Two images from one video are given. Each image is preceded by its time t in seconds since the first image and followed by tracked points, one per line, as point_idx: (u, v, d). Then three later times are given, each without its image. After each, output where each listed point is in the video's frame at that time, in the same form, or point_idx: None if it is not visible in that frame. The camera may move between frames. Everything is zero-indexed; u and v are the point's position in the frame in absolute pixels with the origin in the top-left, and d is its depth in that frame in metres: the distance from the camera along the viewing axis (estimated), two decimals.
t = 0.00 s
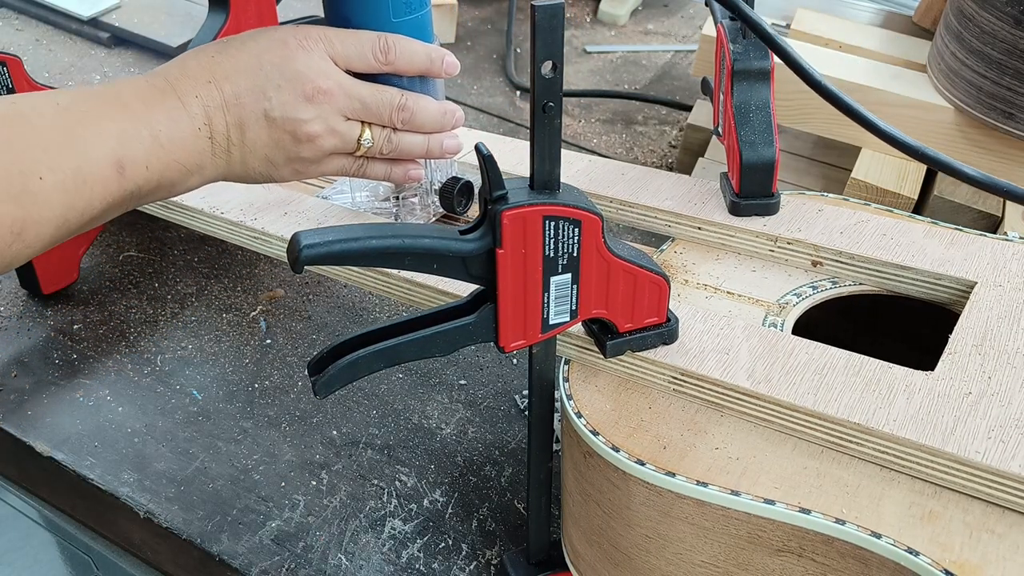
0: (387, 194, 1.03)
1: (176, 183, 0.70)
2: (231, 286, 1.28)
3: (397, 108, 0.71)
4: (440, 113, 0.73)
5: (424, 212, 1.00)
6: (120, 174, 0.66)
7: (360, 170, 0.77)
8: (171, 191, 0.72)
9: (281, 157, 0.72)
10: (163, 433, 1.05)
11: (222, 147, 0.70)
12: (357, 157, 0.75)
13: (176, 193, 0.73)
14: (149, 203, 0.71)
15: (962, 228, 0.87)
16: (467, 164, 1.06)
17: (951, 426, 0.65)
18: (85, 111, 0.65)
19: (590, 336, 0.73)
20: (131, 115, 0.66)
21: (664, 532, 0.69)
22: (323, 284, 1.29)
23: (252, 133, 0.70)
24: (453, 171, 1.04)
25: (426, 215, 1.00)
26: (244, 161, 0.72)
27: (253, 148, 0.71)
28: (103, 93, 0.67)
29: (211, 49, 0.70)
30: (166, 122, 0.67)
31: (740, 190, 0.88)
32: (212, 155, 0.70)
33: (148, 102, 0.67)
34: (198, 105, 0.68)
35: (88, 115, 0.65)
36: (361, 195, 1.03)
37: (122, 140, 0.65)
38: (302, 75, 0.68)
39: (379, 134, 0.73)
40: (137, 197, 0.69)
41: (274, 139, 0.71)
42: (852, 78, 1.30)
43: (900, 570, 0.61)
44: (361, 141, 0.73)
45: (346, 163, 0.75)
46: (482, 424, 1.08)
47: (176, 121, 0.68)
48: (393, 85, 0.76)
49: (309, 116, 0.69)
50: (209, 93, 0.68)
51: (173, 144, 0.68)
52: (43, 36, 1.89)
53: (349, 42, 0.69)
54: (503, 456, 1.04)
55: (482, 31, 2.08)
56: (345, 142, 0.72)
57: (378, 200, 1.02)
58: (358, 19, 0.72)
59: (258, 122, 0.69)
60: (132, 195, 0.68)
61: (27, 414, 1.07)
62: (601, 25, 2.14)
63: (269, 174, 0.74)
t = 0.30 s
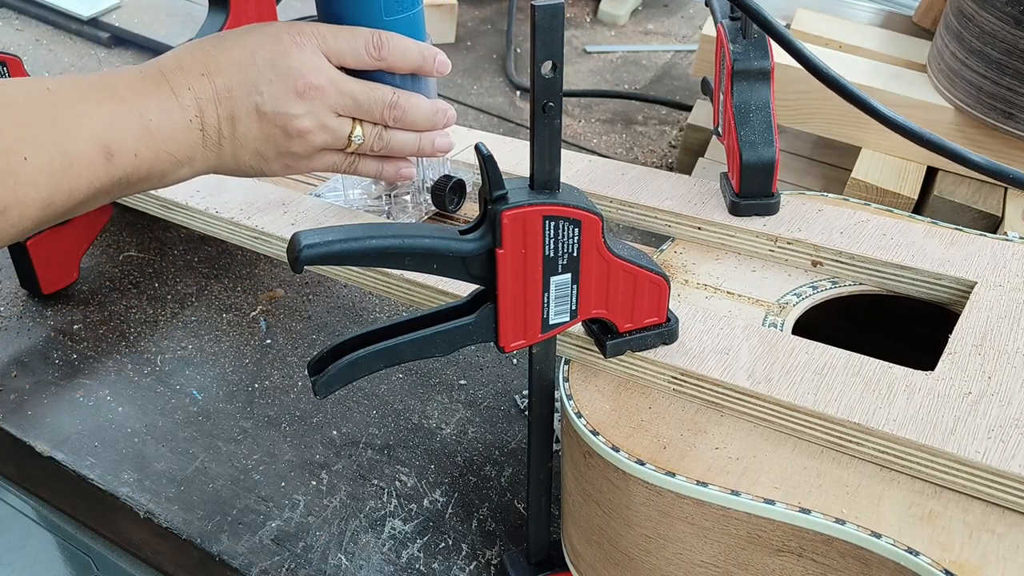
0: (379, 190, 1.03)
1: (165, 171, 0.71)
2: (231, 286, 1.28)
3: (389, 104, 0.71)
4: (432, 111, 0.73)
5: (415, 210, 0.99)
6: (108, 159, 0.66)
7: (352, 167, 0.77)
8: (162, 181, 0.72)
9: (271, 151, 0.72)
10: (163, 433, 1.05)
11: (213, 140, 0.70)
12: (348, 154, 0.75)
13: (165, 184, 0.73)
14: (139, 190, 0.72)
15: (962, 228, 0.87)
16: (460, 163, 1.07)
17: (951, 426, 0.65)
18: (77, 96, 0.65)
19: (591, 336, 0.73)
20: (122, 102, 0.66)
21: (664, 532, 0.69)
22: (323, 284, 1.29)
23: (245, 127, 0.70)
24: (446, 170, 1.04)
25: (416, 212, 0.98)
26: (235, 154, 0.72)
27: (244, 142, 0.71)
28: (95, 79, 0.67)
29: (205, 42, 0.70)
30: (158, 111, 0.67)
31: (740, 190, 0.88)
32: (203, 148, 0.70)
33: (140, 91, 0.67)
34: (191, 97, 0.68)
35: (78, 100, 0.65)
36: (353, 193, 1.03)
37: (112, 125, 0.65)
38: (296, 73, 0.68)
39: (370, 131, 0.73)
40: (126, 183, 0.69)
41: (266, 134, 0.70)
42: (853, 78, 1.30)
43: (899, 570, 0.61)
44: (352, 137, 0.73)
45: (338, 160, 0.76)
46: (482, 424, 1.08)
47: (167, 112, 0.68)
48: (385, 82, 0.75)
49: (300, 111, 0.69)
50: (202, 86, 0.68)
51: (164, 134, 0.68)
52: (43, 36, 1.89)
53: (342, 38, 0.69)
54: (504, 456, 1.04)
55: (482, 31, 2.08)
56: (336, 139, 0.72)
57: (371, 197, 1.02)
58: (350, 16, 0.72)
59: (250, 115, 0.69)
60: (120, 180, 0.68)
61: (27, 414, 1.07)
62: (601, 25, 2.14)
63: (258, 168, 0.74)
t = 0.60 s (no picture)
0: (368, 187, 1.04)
1: (156, 164, 0.71)
2: (231, 286, 1.28)
3: (378, 101, 0.72)
4: (420, 108, 0.75)
5: (404, 207, 1.01)
6: (99, 151, 0.66)
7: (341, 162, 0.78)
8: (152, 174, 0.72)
9: (261, 148, 0.73)
10: (163, 434, 1.05)
11: (203, 134, 0.70)
12: (336, 150, 0.76)
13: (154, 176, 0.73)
14: (130, 183, 0.71)
15: (962, 228, 0.87)
16: (449, 160, 1.08)
17: (951, 426, 0.65)
18: (69, 88, 0.65)
19: (591, 337, 0.73)
20: (112, 95, 0.66)
21: (663, 532, 0.69)
22: (323, 284, 1.29)
23: (235, 121, 0.70)
24: (433, 167, 1.06)
25: (406, 210, 1.00)
26: (224, 147, 0.72)
27: (233, 137, 0.71)
28: (85, 72, 0.67)
29: (195, 37, 0.70)
30: (147, 105, 0.67)
31: (740, 190, 0.88)
32: (192, 142, 0.70)
33: (132, 84, 0.67)
34: (180, 91, 0.68)
35: (69, 92, 0.65)
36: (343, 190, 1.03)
37: (103, 117, 0.65)
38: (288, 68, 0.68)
39: (358, 128, 0.74)
40: (117, 175, 0.69)
41: (255, 128, 0.71)
42: (853, 78, 1.30)
43: (899, 570, 0.61)
44: (341, 133, 0.73)
45: (327, 156, 0.77)
46: (482, 424, 1.09)
47: (157, 105, 0.68)
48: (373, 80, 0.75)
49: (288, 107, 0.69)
50: (192, 80, 0.68)
51: (154, 127, 0.68)
52: (43, 36, 1.89)
53: (331, 34, 0.69)
54: (504, 456, 1.04)
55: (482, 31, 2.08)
56: (326, 135, 0.73)
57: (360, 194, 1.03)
58: (339, 13, 0.72)
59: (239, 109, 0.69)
60: (111, 173, 0.68)
61: (27, 414, 1.07)
62: (601, 25, 2.14)
63: (248, 164, 0.75)
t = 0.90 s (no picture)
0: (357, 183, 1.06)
1: (149, 153, 0.71)
2: (231, 287, 1.29)
3: (369, 96, 0.73)
4: (411, 105, 0.75)
5: (392, 203, 1.04)
6: (91, 140, 0.66)
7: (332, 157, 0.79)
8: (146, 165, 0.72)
9: (252, 140, 0.73)
10: (163, 433, 1.05)
11: (195, 127, 0.71)
12: (327, 145, 0.77)
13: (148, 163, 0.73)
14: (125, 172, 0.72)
15: (961, 228, 0.87)
16: (436, 156, 1.09)
17: (950, 426, 0.65)
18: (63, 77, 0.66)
19: (590, 336, 0.73)
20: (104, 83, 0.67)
21: (662, 531, 0.69)
22: (323, 284, 1.29)
23: (228, 112, 0.71)
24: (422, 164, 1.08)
25: (394, 206, 1.04)
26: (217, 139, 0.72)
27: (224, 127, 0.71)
28: (79, 63, 0.67)
29: (189, 31, 0.71)
30: (139, 94, 0.67)
31: (740, 190, 0.88)
32: (184, 132, 0.70)
33: (124, 76, 0.68)
34: (173, 82, 0.68)
35: (62, 81, 0.65)
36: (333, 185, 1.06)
37: (96, 107, 0.66)
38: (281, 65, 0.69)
39: (350, 123, 0.75)
40: (110, 163, 0.70)
41: (246, 122, 0.72)
42: (853, 78, 1.30)
43: (899, 570, 0.60)
44: (332, 128, 0.74)
45: (319, 151, 0.78)
46: (482, 424, 1.09)
47: (148, 95, 0.68)
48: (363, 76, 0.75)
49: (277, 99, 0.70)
50: (184, 73, 0.68)
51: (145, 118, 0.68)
52: (43, 36, 1.89)
53: (323, 28, 0.70)
54: (503, 456, 1.04)
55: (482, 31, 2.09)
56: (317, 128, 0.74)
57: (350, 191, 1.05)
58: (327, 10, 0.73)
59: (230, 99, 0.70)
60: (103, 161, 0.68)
61: (27, 414, 1.07)
62: (601, 25, 2.14)
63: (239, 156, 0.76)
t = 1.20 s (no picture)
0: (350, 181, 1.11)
1: (255, 101, 0.56)
2: (231, 287, 1.29)
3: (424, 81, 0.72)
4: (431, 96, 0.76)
5: (386, 201, 1.08)
6: (195, 85, 0.52)
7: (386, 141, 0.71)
8: (194, 127, 0.54)
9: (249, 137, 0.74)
10: (163, 433, 1.05)
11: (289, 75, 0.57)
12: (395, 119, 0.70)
13: (255, 124, 0.57)
14: (118, 126, 0.50)
15: (961, 228, 0.87)
16: (430, 155, 1.09)
17: (950, 426, 0.65)
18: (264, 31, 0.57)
19: (590, 336, 0.73)
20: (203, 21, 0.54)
21: (663, 531, 0.69)
22: (323, 285, 1.30)
23: (322, 61, 0.59)
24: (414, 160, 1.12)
25: (388, 203, 1.07)
26: (321, 96, 0.60)
27: (329, 80, 0.60)
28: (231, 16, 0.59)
29: None
30: (279, 43, 0.57)
31: (740, 190, 0.88)
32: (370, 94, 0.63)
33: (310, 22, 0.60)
34: (351, 41, 0.61)
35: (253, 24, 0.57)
36: (327, 184, 1.11)
37: (299, 53, 0.58)
38: (398, 32, 0.65)
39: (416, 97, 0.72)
40: (191, 107, 0.53)
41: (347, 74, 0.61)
42: (853, 78, 1.30)
43: (899, 570, 0.60)
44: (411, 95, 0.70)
45: (376, 103, 0.64)
46: (482, 424, 1.09)
47: (262, 44, 0.56)
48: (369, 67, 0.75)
49: (391, 61, 0.64)
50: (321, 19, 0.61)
51: (260, 72, 0.56)
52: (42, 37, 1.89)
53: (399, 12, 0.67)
54: (504, 456, 1.04)
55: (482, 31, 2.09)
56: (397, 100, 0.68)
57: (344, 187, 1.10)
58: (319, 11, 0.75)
59: (339, 52, 0.60)
60: (134, 104, 0.50)
61: (27, 414, 1.07)
62: (601, 25, 2.14)
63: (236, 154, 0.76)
